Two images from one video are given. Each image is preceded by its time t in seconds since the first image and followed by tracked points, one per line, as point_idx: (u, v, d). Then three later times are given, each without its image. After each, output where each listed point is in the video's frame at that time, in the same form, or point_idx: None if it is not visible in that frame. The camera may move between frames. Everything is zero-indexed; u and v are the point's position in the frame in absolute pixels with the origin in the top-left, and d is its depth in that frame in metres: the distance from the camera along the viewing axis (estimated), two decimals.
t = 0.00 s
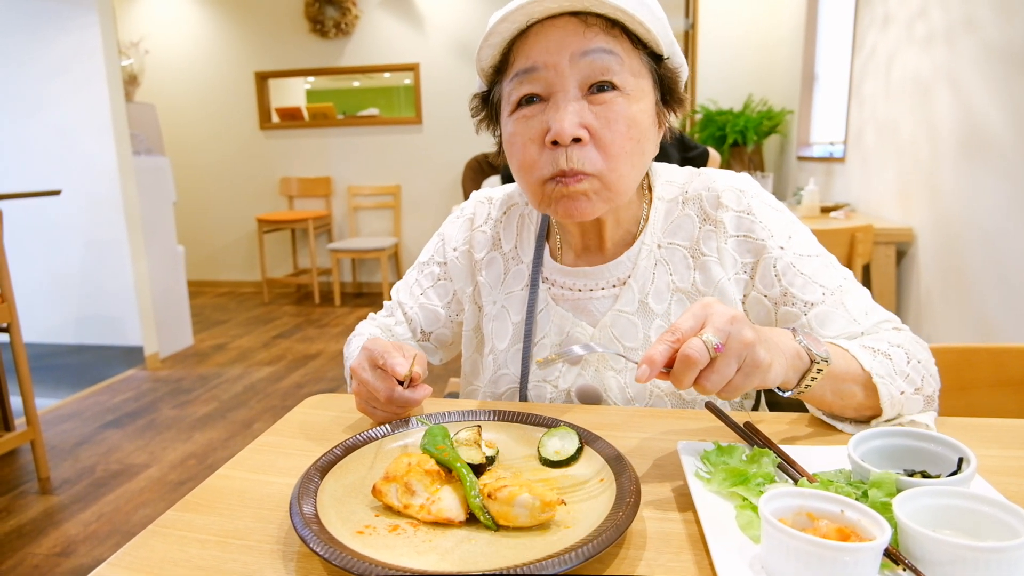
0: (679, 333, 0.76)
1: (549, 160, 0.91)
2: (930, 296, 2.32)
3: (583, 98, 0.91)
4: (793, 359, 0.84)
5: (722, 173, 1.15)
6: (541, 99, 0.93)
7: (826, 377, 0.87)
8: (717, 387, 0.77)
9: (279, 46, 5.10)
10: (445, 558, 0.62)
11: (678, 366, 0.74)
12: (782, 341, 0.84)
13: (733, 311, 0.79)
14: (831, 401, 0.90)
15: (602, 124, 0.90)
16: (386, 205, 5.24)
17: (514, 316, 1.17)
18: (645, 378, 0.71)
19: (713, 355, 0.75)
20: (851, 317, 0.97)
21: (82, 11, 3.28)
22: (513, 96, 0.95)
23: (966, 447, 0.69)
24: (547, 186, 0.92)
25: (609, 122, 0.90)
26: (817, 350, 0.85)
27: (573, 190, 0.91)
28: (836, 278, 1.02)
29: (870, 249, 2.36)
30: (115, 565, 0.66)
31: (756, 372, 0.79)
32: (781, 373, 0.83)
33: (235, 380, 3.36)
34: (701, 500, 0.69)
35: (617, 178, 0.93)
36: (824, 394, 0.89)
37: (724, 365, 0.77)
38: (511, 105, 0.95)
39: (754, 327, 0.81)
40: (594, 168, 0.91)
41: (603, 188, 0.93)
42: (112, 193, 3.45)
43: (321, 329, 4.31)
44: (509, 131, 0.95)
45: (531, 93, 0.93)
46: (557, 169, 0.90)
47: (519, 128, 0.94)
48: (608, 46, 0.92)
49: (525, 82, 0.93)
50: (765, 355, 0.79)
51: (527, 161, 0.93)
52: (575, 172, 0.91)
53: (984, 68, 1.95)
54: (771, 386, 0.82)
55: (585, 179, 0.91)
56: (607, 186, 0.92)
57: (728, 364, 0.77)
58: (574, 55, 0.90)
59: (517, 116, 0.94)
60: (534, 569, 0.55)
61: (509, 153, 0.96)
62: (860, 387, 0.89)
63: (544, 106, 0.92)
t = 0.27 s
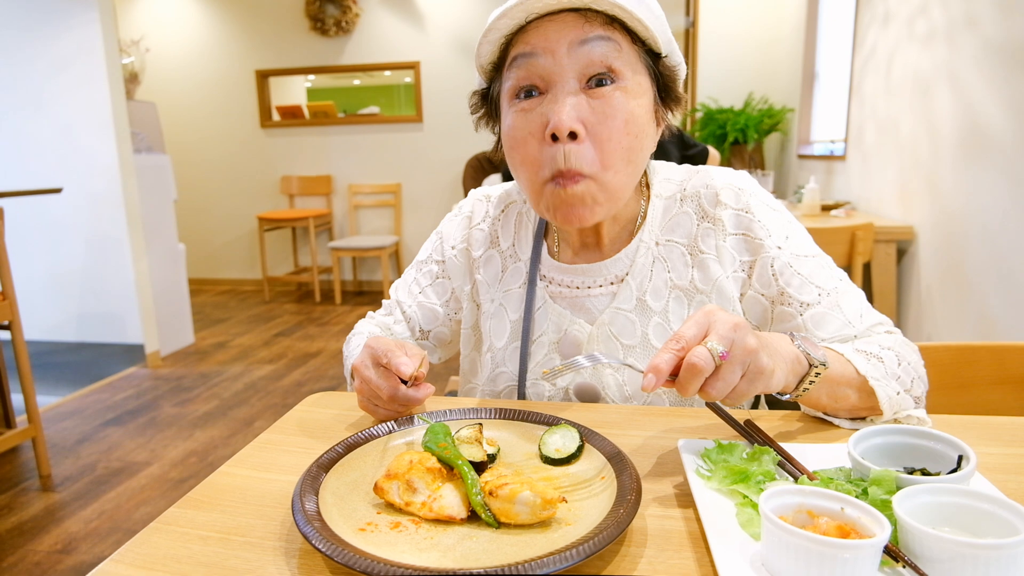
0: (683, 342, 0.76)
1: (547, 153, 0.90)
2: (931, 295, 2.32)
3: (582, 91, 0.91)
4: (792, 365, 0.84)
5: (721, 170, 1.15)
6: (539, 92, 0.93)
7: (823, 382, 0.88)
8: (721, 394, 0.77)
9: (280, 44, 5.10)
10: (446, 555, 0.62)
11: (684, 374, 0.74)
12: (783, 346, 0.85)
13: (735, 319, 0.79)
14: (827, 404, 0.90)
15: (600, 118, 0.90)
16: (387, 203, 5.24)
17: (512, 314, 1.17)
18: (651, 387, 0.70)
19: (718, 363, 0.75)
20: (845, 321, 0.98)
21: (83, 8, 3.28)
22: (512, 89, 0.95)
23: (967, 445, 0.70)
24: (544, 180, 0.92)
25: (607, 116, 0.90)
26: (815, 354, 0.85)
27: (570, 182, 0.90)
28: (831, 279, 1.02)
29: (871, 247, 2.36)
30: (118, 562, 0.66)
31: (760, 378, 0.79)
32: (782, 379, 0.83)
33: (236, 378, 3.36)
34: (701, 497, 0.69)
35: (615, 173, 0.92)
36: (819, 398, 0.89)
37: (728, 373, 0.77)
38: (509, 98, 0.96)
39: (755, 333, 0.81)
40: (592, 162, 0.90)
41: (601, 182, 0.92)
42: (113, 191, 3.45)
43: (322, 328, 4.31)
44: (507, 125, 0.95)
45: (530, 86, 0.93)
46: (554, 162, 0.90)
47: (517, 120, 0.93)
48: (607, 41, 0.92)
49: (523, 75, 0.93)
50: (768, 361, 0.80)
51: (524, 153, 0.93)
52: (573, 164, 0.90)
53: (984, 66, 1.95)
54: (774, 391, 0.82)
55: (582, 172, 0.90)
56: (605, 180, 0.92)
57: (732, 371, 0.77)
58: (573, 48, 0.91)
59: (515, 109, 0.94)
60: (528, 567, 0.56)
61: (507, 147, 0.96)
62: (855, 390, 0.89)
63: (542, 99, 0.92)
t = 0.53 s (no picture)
0: (685, 347, 0.76)
1: (549, 158, 0.91)
2: (932, 294, 2.32)
3: (584, 94, 0.91)
4: (795, 366, 0.84)
5: (723, 171, 1.15)
6: (540, 95, 0.93)
7: (825, 383, 0.87)
8: (723, 399, 0.78)
9: (280, 44, 5.10)
10: (447, 556, 0.62)
11: (685, 380, 0.74)
12: (785, 348, 0.84)
13: (736, 323, 0.79)
14: (829, 406, 0.90)
15: (602, 122, 0.90)
16: (387, 203, 5.24)
17: (512, 316, 1.17)
18: (653, 394, 0.70)
19: (719, 368, 0.75)
20: (850, 321, 0.98)
21: (83, 9, 3.28)
22: (513, 91, 0.95)
23: (968, 445, 0.70)
24: (546, 184, 0.93)
25: (609, 120, 0.90)
26: (817, 356, 0.85)
27: (570, 186, 0.91)
28: (835, 280, 1.02)
29: (872, 246, 2.36)
30: (118, 563, 0.66)
31: (761, 382, 0.79)
32: (784, 382, 0.83)
33: (237, 378, 3.37)
34: (703, 497, 0.69)
35: (616, 177, 0.93)
36: (822, 399, 0.89)
37: (729, 377, 0.77)
38: (510, 100, 0.96)
39: (757, 337, 0.81)
40: (593, 166, 0.91)
41: (602, 186, 0.93)
42: (113, 191, 3.45)
43: (323, 327, 4.31)
44: (508, 127, 0.95)
45: (531, 88, 0.93)
46: (556, 166, 0.90)
47: (519, 123, 0.94)
48: (609, 42, 0.92)
49: (524, 77, 0.93)
50: (769, 365, 0.79)
51: (525, 157, 0.93)
52: (574, 168, 0.91)
53: (985, 65, 1.95)
54: (776, 394, 0.82)
55: (583, 176, 0.91)
56: (606, 184, 0.92)
57: (733, 376, 0.77)
58: (575, 49, 0.90)
59: (516, 111, 0.94)
60: (528, 568, 0.55)
61: (508, 149, 0.96)
62: (856, 392, 0.89)
63: (544, 102, 0.92)
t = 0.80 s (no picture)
0: (688, 350, 0.76)
1: (548, 162, 0.90)
2: (933, 293, 2.32)
3: (583, 96, 0.91)
4: (798, 367, 0.84)
5: (723, 171, 1.15)
6: (539, 96, 0.93)
7: (829, 384, 0.87)
8: (726, 402, 0.78)
9: (281, 43, 5.10)
10: (448, 554, 0.62)
11: (689, 383, 0.74)
12: (788, 349, 0.84)
13: (740, 326, 0.79)
14: (832, 405, 0.90)
15: (603, 124, 0.90)
16: (388, 203, 5.24)
17: (511, 320, 1.17)
18: (657, 398, 0.70)
19: (723, 372, 0.75)
20: (855, 322, 0.98)
21: (84, 8, 3.28)
22: (510, 92, 0.95)
23: (969, 444, 0.70)
24: (545, 188, 0.93)
25: (608, 122, 0.90)
26: (821, 357, 0.85)
27: (571, 190, 0.91)
28: (839, 281, 1.02)
29: (873, 246, 2.35)
30: (120, 561, 0.66)
31: (764, 385, 0.79)
32: (788, 384, 0.83)
33: (238, 378, 3.37)
34: (703, 496, 0.70)
35: (616, 180, 0.93)
36: (825, 400, 0.89)
37: (733, 381, 0.77)
38: (508, 102, 0.95)
39: (761, 339, 0.81)
40: (594, 169, 0.91)
41: (603, 189, 0.93)
42: (114, 191, 3.46)
43: (324, 327, 4.32)
44: (506, 130, 0.95)
45: (529, 90, 0.93)
46: (556, 170, 0.90)
47: (517, 126, 0.93)
48: (608, 41, 0.92)
49: (522, 78, 0.93)
50: (773, 368, 0.79)
51: (524, 161, 0.93)
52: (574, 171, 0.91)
53: (986, 64, 1.95)
54: (781, 396, 0.82)
55: (583, 180, 0.91)
56: (607, 187, 0.92)
57: (737, 379, 0.77)
58: (572, 49, 0.90)
59: (514, 114, 0.94)
60: (527, 568, 0.56)
61: (506, 152, 0.97)
62: (859, 393, 0.90)
63: (542, 104, 0.92)
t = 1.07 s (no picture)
0: (687, 355, 0.76)
1: (544, 178, 0.91)
2: (933, 291, 2.32)
3: (577, 109, 0.91)
4: (797, 369, 0.84)
5: (720, 172, 1.15)
6: (531, 110, 0.93)
7: (828, 385, 0.87)
8: (725, 407, 0.77)
9: (281, 42, 5.10)
10: (449, 553, 0.62)
11: (688, 389, 0.74)
12: (788, 351, 0.84)
13: (739, 329, 0.80)
14: (832, 406, 0.90)
15: (598, 138, 0.90)
16: (389, 201, 5.24)
17: (508, 325, 1.17)
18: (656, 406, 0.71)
19: (721, 377, 0.75)
20: (856, 322, 0.98)
21: (85, 7, 3.28)
22: (501, 106, 0.95)
23: (970, 442, 0.70)
24: (541, 203, 0.93)
25: (604, 136, 0.91)
26: (821, 359, 0.85)
27: (567, 205, 0.92)
28: (839, 282, 1.02)
29: (873, 244, 2.35)
30: (122, 560, 0.66)
31: (763, 390, 0.79)
32: (787, 387, 0.82)
33: (238, 376, 3.37)
34: (704, 495, 0.70)
35: (613, 193, 0.93)
36: (825, 400, 0.89)
37: (732, 385, 0.77)
38: (500, 116, 0.95)
39: (760, 343, 0.81)
40: (591, 184, 0.91)
41: (600, 202, 0.93)
42: (114, 190, 3.46)
43: (324, 326, 4.32)
44: (499, 144, 0.95)
45: (521, 104, 0.93)
46: (552, 186, 0.91)
47: (510, 140, 0.93)
48: (599, 50, 0.91)
49: (513, 92, 0.92)
50: (772, 372, 0.79)
51: (519, 177, 0.93)
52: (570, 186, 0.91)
53: (986, 63, 1.94)
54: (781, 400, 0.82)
55: (579, 194, 0.92)
56: (604, 200, 0.93)
57: (736, 384, 0.77)
58: (564, 62, 0.90)
59: (506, 128, 0.94)
60: (526, 567, 0.56)
61: (500, 167, 0.96)
62: (860, 393, 0.89)
63: (535, 118, 0.92)
